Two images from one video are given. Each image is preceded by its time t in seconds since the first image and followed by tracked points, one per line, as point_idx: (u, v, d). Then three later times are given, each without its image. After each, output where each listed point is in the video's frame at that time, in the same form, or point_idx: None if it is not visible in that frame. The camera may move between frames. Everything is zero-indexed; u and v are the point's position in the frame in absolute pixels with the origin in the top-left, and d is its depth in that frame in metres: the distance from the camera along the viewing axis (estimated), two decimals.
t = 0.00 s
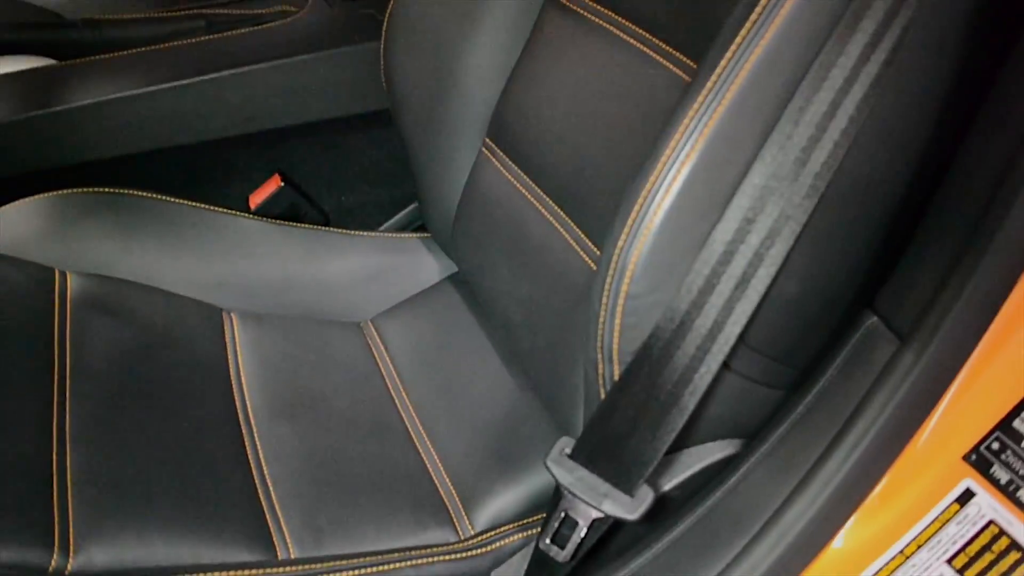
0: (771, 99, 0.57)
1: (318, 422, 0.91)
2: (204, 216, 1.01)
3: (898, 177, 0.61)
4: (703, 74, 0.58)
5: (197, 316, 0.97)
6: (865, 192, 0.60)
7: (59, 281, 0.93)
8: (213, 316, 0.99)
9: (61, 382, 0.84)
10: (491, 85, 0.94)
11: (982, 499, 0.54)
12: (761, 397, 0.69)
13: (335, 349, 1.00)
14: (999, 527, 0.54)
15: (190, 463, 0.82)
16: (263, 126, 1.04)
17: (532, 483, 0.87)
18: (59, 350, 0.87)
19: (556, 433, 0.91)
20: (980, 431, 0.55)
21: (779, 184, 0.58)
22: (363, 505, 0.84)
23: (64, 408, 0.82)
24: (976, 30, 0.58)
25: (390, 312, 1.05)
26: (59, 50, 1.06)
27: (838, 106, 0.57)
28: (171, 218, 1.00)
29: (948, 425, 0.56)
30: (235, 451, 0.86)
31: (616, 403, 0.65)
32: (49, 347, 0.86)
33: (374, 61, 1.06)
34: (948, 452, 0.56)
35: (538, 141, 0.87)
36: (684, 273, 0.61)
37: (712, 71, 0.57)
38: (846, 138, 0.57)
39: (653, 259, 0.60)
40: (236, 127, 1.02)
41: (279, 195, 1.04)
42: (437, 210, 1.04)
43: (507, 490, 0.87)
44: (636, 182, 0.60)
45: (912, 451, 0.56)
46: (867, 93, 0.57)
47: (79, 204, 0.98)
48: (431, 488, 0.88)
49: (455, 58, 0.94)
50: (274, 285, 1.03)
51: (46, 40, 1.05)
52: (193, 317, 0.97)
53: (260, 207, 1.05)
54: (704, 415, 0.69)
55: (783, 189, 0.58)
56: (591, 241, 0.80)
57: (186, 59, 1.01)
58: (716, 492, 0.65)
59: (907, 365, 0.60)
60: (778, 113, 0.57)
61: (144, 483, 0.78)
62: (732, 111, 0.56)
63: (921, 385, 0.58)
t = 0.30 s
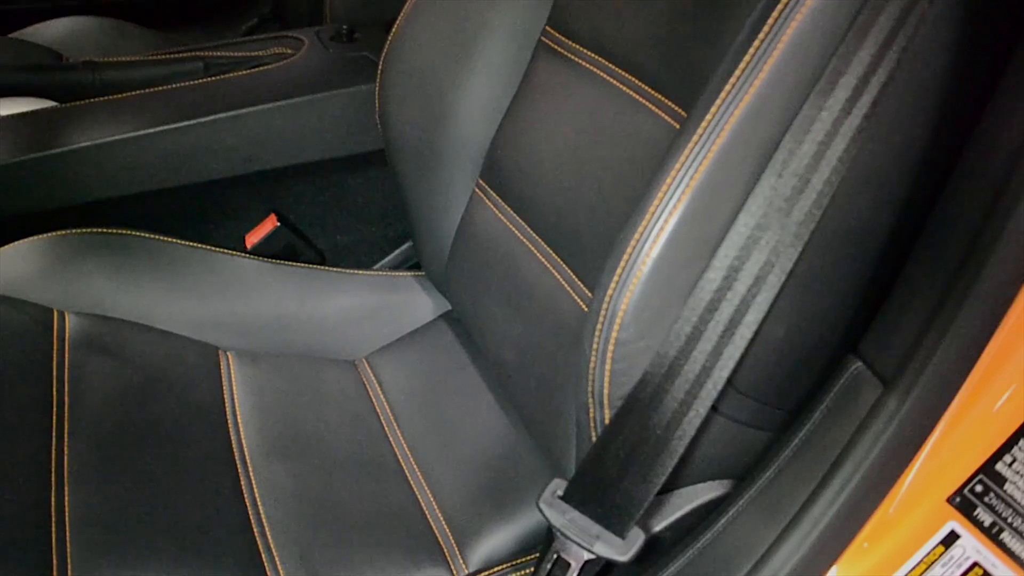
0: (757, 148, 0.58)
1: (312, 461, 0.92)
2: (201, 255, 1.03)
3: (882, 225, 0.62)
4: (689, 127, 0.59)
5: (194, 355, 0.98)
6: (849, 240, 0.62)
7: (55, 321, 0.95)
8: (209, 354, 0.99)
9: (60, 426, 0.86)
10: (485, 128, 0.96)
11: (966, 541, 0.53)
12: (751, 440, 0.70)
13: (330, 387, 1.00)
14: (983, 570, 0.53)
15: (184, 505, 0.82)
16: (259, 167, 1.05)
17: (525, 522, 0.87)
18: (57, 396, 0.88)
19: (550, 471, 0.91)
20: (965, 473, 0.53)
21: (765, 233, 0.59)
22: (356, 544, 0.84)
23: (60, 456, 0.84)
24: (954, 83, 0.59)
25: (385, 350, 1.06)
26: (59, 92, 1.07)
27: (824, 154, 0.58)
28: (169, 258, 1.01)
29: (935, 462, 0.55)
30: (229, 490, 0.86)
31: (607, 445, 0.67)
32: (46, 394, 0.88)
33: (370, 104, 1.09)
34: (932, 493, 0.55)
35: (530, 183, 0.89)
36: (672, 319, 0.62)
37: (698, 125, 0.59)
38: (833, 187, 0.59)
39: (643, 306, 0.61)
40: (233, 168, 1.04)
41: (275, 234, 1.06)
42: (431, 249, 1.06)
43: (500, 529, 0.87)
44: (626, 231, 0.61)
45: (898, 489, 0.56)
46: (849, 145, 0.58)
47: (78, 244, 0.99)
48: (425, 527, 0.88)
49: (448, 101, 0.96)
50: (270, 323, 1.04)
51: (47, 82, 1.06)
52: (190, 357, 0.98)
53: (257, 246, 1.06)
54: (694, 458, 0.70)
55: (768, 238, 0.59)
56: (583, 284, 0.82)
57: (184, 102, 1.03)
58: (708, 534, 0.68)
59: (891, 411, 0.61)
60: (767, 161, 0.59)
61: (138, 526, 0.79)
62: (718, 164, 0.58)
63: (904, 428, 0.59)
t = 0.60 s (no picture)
0: (745, 195, 0.60)
1: (308, 498, 0.92)
2: (198, 293, 1.04)
3: (865, 269, 0.64)
4: (677, 177, 0.60)
5: (190, 393, 0.99)
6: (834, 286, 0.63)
7: (54, 359, 0.96)
8: (205, 392, 1.00)
9: (56, 465, 0.86)
10: (480, 168, 0.98)
11: None
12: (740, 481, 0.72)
13: (326, 424, 1.01)
14: None
15: (180, 544, 0.83)
16: (257, 207, 1.07)
17: (516, 561, 0.88)
18: (55, 434, 0.89)
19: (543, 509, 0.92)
20: (952, 513, 0.53)
21: (753, 279, 0.61)
22: None
23: (57, 495, 0.84)
24: (935, 133, 0.61)
25: (380, 386, 1.07)
26: (61, 132, 1.09)
27: (811, 202, 0.60)
28: (166, 297, 1.03)
29: (924, 502, 0.55)
30: (226, 529, 0.87)
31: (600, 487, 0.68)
32: (44, 432, 0.88)
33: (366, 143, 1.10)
34: (921, 535, 0.54)
35: (524, 224, 0.90)
36: (663, 364, 0.63)
37: (687, 174, 0.60)
38: (818, 233, 0.60)
39: (634, 352, 0.62)
40: (231, 207, 1.05)
41: (271, 272, 1.07)
42: (426, 286, 1.07)
43: (494, 568, 0.88)
44: (618, 277, 0.62)
45: (889, 532, 0.56)
46: (833, 196, 0.60)
47: (75, 283, 1.00)
48: (419, 565, 0.88)
49: (443, 142, 0.97)
50: (266, 360, 1.05)
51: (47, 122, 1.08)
52: (186, 395, 0.99)
53: (253, 284, 1.07)
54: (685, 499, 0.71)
55: (756, 284, 0.61)
56: (576, 323, 0.83)
57: (183, 143, 1.04)
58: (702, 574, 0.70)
59: (878, 453, 0.62)
60: (755, 208, 0.60)
61: (135, 565, 0.79)
62: (707, 212, 0.59)
63: (891, 471, 0.60)
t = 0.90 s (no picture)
0: (735, 240, 0.61)
1: (304, 535, 0.93)
2: (197, 330, 1.05)
3: (852, 312, 0.65)
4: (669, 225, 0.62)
5: (188, 430, 1.00)
6: (822, 329, 0.65)
7: (53, 396, 0.96)
8: (202, 429, 1.01)
9: (54, 500, 0.87)
10: (476, 207, 0.99)
11: None
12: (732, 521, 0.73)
13: (323, 463, 1.01)
14: None
15: None
16: (256, 244, 1.08)
17: None
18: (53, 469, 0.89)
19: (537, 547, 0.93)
20: (939, 557, 0.58)
21: (742, 323, 0.62)
22: None
23: (55, 531, 0.84)
24: (918, 180, 0.63)
25: (377, 422, 1.07)
26: (63, 171, 1.11)
27: (801, 246, 0.61)
28: (164, 334, 1.04)
29: (914, 541, 0.59)
30: (222, 566, 0.87)
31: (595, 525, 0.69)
32: (42, 467, 0.89)
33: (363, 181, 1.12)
34: None
35: (518, 263, 0.92)
36: (655, 407, 0.64)
37: (677, 222, 0.62)
38: (806, 277, 0.61)
39: (626, 395, 0.64)
40: (229, 245, 1.06)
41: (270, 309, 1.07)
42: (423, 323, 1.08)
43: None
44: (610, 321, 0.64)
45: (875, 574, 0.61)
46: (821, 242, 0.60)
47: (74, 320, 1.01)
48: None
49: (439, 183, 0.99)
50: (264, 397, 1.06)
51: (48, 161, 1.09)
52: (184, 431, 0.99)
53: (252, 320, 1.08)
54: (678, 538, 0.72)
55: (746, 328, 0.62)
56: (571, 362, 0.84)
57: (184, 182, 1.06)
58: None
59: (866, 493, 0.64)
60: (745, 253, 0.62)
61: None
62: (696, 260, 0.61)
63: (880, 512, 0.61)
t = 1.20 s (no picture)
0: (725, 285, 0.63)
1: (301, 569, 0.93)
2: (195, 366, 1.06)
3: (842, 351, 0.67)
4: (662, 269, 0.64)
5: (185, 466, 1.00)
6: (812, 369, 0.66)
7: (52, 433, 0.97)
8: (200, 465, 1.01)
9: (52, 534, 0.86)
10: (473, 245, 1.01)
11: None
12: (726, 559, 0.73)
13: (319, 498, 1.02)
14: None
15: None
16: (255, 279, 1.09)
17: None
18: (51, 502, 0.90)
19: None
20: None
21: (735, 366, 0.63)
22: None
23: (53, 566, 0.83)
24: (903, 224, 0.65)
25: (374, 456, 1.08)
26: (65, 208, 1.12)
27: (790, 290, 0.62)
28: (163, 370, 1.04)
29: None
30: None
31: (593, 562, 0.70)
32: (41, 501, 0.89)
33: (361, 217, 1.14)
34: None
35: (514, 300, 0.93)
36: (649, 447, 0.66)
37: (670, 267, 0.64)
38: (796, 319, 0.62)
39: (621, 435, 0.65)
40: (228, 280, 1.08)
41: (268, 343, 1.09)
42: (419, 358, 1.09)
43: None
44: (605, 363, 0.66)
45: None
46: (810, 286, 0.62)
47: (72, 355, 1.02)
48: None
49: (436, 220, 1.00)
50: (260, 432, 1.06)
51: (49, 198, 1.10)
52: (181, 467, 1.00)
53: (250, 355, 1.09)
54: None
55: (738, 371, 0.63)
56: (566, 399, 0.85)
57: (184, 219, 1.07)
58: None
59: (858, 532, 0.67)
60: (735, 297, 0.64)
61: None
62: (688, 303, 0.63)
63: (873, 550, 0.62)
